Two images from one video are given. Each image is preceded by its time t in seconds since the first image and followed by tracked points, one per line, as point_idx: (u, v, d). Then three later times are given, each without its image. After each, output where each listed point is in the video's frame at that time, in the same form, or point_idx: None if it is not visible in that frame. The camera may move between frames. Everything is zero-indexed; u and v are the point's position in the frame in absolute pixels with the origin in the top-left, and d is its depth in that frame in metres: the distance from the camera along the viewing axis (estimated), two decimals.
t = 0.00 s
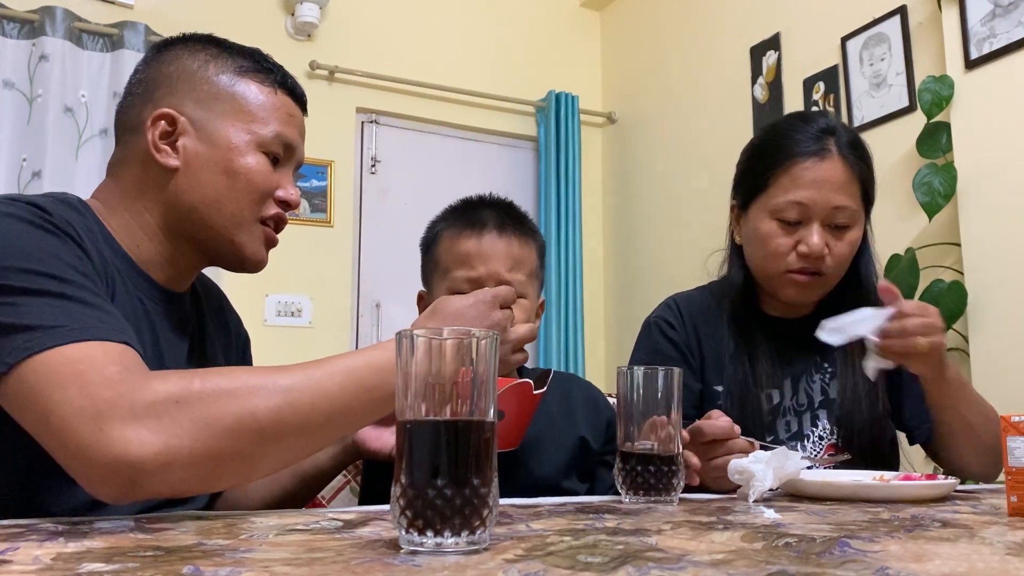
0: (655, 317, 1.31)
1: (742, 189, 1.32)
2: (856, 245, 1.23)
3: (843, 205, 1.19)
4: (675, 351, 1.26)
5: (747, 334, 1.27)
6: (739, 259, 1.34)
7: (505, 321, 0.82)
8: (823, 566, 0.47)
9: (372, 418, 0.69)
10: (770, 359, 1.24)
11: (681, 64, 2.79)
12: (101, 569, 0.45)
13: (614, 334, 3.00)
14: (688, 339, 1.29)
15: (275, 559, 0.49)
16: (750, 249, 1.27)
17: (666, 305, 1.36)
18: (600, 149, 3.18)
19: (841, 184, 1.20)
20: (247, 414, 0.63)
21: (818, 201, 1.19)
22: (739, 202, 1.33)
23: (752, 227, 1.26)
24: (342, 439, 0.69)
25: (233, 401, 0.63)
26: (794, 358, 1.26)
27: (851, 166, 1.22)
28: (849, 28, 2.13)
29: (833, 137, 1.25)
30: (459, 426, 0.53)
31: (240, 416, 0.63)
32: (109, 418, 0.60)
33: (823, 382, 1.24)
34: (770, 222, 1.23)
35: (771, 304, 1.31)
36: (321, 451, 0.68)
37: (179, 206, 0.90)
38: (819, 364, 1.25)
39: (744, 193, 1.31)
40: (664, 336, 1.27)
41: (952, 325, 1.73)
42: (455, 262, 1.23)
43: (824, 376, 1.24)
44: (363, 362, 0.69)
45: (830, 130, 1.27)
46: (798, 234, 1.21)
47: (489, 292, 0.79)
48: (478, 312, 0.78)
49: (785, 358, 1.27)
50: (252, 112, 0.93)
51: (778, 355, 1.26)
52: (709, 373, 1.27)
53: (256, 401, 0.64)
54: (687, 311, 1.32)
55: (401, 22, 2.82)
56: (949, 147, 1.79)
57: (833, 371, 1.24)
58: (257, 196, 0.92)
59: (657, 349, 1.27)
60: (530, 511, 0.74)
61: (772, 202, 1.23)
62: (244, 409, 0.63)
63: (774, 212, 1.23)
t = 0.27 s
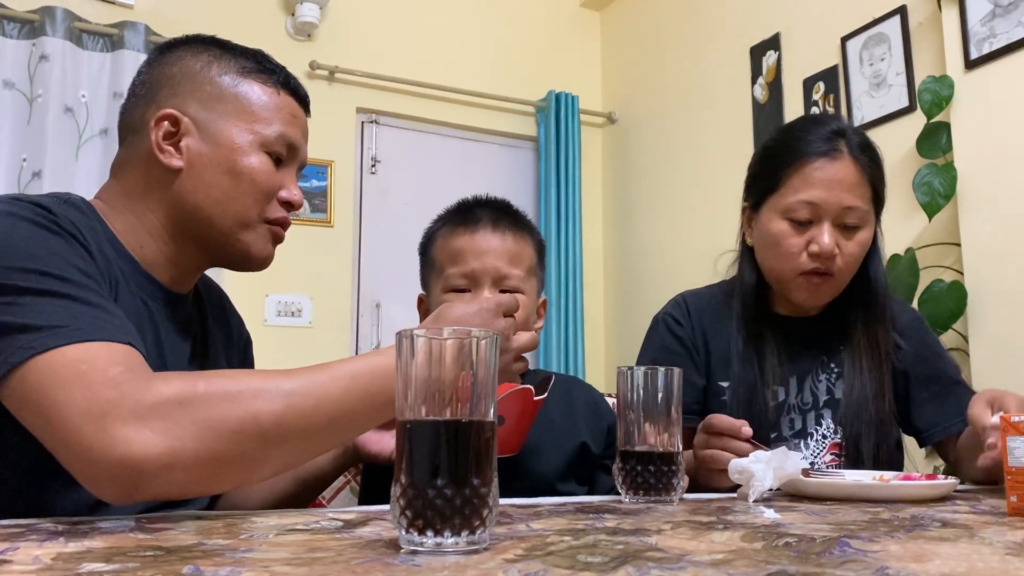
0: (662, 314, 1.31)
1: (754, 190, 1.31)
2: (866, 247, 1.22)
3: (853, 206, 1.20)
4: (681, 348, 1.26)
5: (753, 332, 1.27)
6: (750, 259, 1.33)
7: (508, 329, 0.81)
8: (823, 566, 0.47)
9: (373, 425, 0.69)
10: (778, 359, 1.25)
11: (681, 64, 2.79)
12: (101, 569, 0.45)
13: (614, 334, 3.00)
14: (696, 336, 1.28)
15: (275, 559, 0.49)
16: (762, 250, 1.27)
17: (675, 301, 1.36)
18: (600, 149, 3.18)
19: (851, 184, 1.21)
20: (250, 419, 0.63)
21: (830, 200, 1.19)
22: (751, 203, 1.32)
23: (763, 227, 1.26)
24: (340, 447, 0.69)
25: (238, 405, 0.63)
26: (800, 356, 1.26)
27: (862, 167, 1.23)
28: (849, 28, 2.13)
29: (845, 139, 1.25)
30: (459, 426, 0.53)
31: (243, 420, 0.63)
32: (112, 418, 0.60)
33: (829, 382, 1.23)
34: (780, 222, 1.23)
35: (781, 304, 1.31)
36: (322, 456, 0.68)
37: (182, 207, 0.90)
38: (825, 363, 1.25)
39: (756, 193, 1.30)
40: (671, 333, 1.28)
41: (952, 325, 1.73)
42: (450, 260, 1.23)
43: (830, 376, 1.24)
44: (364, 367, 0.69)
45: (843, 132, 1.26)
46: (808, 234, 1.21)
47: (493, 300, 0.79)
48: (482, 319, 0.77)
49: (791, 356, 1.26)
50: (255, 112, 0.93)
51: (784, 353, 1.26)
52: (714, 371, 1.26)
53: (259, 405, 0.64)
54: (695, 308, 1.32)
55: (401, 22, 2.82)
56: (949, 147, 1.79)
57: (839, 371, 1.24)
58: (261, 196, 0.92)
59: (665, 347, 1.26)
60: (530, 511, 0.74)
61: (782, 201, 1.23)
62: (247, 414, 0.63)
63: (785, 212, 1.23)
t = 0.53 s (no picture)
0: (671, 310, 1.33)
1: (765, 190, 1.32)
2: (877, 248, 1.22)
3: (863, 206, 1.20)
4: (688, 344, 1.28)
5: (761, 327, 1.27)
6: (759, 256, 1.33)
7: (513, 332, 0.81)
8: (823, 567, 0.47)
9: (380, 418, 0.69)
10: (785, 356, 1.25)
11: (682, 64, 2.79)
12: (101, 569, 0.45)
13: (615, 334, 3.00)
14: (702, 333, 1.30)
15: (275, 559, 0.49)
16: (771, 250, 1.27)
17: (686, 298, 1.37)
18: (600, 149, 3.18)
19: (862, 183, 1.21)
20: (255, 409, 0.63)
21: (840, 200, 1.20)
22: (762, 202, 1.33)
23: (772, 225, 1.27)
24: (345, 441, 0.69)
25: (242, 396, 0.63)
26: (808, 353, 1.26)
27: (874, 168, 1.23)
28: (849, 28, 2.13)
29: (859, 140, 1.25)
30: (459, 426, 0.53)
31: (249, 412, 0.62)
32: (118, 407, 0.60)
33: (836, 380, 1.23)
34: (790, 220, 1.24)
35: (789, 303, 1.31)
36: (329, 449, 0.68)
37: (183, 206, 0.90)
38: (832, 361, 1.25)
39: (768, 191, 1.30)
40: (678, 329, 1.30)
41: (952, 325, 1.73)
42: (448, 264, 1.24)
43: (837, 373, 1.23)
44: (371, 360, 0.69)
45: (856, 133, 1.26)
46: (817, 233, 1.21)
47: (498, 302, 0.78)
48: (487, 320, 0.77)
49: (798, 353, 1.27)
50: (255, 110, 0.93)
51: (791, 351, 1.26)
52: (720, 367, 1.28)
53: (263, 397, 0.63)
54: (704, 305, 1.34)
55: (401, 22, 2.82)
56: (949, 148, 1.79)
57: (847, 370, 1.23)
58: (262, 193, 0.92)
59: (672, 342, 1.29)
60: (531, 511, 0.74)
61: (792, 200, 1.24)
62: (253, 405, 0.63)
63: (795, 210, 1.23)
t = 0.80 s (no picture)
0: (669, 310, 1.34)
1: (766, 188, 1.32)
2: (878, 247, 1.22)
3: (863, 203, 1.20)
4: (683, 343, 1.29)
5: (761, 326, 1.27)
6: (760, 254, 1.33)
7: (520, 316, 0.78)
8: (823, 566, 0.47)
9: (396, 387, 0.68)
10: (784, 355, 1.26)
11: (682, 63, 2.79)
12: (101, 569, 0.45)
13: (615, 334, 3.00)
14: (700, 332, 1.31)
15: (276, 559, 0.49)
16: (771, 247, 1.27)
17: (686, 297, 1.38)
18: (600, 149, 3.18)
19: (863, 181, 1.21)
20: (272, 371, 0.62)
21: (839, 196, 1.20)
22: (763, 199, 1.33)
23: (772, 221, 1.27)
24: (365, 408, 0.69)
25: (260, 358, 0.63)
26: (807, 352, 1.26)
27: (874, 164, 1.23)
28: (849, 28, 2.14)
29: (861, 138, 1.25)
30: (459, 425, 0.53)
31: (265, 373, 0.62)
32: (133, 370, 0.60)
33: (836, 379, 1.23)
34: (790, 217, 1.24)
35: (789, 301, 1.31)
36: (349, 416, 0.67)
37: (184, 205, 0.90)
38: (833, 360, 1.25)
39: (770, 188, 1.30)
40: (674, 328, 1.31)
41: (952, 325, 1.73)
42: (447, 269, 1.24)
43: (837, 372, 1.23)
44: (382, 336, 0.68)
45: (858, 130, 1.26)
46: (817, 229, 1.21)
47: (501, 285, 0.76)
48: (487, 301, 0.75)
49: (798, 351, 1.27)
50: (256, 109, 0.93)
51: (790, 351, 1.27)
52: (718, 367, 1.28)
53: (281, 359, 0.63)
54: (704, 304, 1.34)
55: (401, 22, 2.82)
56: (949, 148, 1.79)
57: (848, 369, 1.23)
58: (262, 193, 0.92)
59: (668, 342, 1.30)
60: (531, 511, 0.74)
61: (792, 197, 1.24)
62: (269, 368, 0.62)
63: (795, 207, 1.23)
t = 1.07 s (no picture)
0: (661, 308, 1.34)
1: (753, 184, 1.32)
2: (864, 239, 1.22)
3: (847, 196, 1.20)
4: (675, 341, 1.29)
5: (755, 323, 1.27)
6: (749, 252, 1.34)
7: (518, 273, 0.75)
8: (823, 566, 0.47)
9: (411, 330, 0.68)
10: (777, 353, 1.25)
11: (682, 63, 2.79)
12: (101, 569, 0.45)
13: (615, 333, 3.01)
14: (692, 331, 1.30)
15: (276, 558, 0.49)
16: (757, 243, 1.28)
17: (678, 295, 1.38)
18: (600, 149, 3.18)
19: (848, 174, 1.21)
20: (291, 304, 0.62)
21: (823, 191, 1.20)
22: (751, 196, 1.33)
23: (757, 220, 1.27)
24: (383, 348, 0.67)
25: (278, 295, 0.63)
26: (802, 349, 1.26)
27: (860, 158, 1.23)
28: (849, 28, 2.13)
29: (844, 131, 1.25)
30: (459, 426, 0.53)
31: (284, 306, 0.62)
32: (159, 313, 0.60)
33: (830, 376, 1.23)
34: (774, 214, 1.24)
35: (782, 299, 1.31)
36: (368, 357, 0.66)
37: (180, 206, 0.90)
38: (826, 357, 1.24)
39: (754, 186, 1.31)
40: (666, 327, 1.30)
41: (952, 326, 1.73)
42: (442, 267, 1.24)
43: (831, 369, 1.23)
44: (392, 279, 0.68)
45: (841, 124, 1.26)
46: (801, 225, 1.21)
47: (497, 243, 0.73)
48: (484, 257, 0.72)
49: (792, 348, 1.26)
50: (254, 112, 0.93)
51: (784, 349, 1.26)
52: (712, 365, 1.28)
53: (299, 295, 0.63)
54: (695, 302, 1.33)
55: (401, 21, 2.82)
56: (949, 147, 1.79)
57: (842, 365, 1.23)
58: (256, 196, 0.91)
59: (659, 340, 1.29)
60: (531, 510, 0.74)
61: (775, 193, 1.24)
62: (287, 303, 0.62)
63: (779, 204, 1.23)
